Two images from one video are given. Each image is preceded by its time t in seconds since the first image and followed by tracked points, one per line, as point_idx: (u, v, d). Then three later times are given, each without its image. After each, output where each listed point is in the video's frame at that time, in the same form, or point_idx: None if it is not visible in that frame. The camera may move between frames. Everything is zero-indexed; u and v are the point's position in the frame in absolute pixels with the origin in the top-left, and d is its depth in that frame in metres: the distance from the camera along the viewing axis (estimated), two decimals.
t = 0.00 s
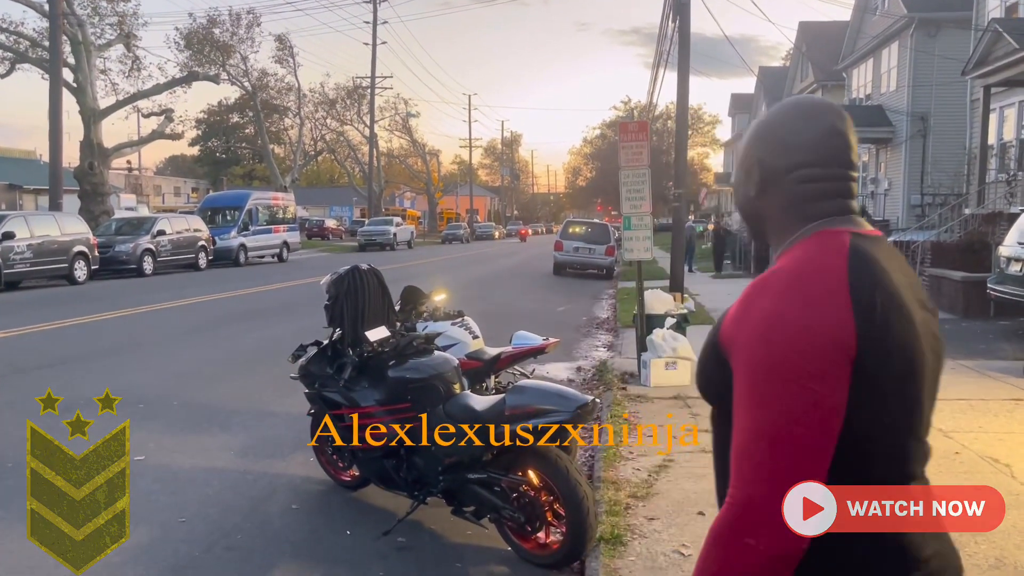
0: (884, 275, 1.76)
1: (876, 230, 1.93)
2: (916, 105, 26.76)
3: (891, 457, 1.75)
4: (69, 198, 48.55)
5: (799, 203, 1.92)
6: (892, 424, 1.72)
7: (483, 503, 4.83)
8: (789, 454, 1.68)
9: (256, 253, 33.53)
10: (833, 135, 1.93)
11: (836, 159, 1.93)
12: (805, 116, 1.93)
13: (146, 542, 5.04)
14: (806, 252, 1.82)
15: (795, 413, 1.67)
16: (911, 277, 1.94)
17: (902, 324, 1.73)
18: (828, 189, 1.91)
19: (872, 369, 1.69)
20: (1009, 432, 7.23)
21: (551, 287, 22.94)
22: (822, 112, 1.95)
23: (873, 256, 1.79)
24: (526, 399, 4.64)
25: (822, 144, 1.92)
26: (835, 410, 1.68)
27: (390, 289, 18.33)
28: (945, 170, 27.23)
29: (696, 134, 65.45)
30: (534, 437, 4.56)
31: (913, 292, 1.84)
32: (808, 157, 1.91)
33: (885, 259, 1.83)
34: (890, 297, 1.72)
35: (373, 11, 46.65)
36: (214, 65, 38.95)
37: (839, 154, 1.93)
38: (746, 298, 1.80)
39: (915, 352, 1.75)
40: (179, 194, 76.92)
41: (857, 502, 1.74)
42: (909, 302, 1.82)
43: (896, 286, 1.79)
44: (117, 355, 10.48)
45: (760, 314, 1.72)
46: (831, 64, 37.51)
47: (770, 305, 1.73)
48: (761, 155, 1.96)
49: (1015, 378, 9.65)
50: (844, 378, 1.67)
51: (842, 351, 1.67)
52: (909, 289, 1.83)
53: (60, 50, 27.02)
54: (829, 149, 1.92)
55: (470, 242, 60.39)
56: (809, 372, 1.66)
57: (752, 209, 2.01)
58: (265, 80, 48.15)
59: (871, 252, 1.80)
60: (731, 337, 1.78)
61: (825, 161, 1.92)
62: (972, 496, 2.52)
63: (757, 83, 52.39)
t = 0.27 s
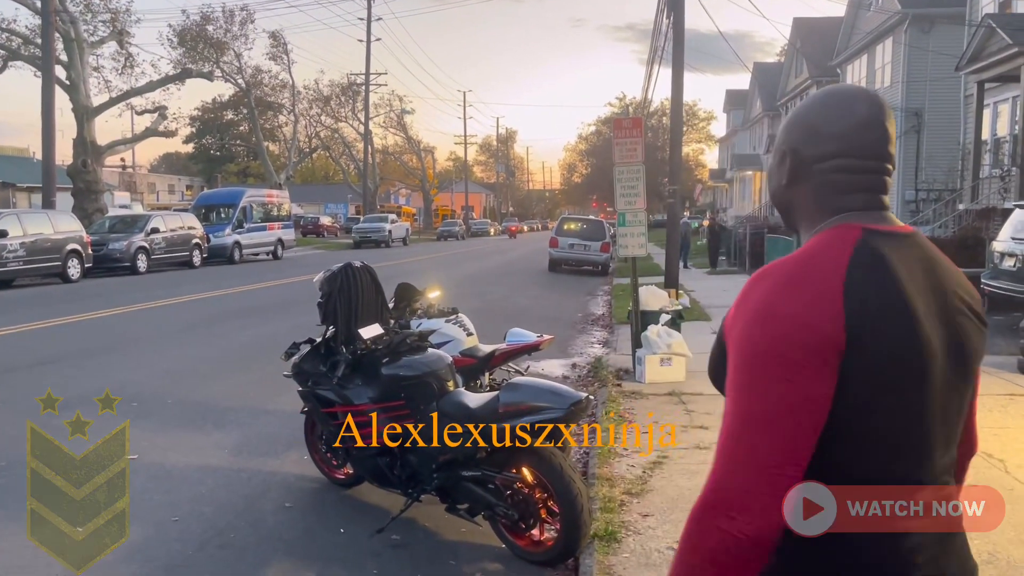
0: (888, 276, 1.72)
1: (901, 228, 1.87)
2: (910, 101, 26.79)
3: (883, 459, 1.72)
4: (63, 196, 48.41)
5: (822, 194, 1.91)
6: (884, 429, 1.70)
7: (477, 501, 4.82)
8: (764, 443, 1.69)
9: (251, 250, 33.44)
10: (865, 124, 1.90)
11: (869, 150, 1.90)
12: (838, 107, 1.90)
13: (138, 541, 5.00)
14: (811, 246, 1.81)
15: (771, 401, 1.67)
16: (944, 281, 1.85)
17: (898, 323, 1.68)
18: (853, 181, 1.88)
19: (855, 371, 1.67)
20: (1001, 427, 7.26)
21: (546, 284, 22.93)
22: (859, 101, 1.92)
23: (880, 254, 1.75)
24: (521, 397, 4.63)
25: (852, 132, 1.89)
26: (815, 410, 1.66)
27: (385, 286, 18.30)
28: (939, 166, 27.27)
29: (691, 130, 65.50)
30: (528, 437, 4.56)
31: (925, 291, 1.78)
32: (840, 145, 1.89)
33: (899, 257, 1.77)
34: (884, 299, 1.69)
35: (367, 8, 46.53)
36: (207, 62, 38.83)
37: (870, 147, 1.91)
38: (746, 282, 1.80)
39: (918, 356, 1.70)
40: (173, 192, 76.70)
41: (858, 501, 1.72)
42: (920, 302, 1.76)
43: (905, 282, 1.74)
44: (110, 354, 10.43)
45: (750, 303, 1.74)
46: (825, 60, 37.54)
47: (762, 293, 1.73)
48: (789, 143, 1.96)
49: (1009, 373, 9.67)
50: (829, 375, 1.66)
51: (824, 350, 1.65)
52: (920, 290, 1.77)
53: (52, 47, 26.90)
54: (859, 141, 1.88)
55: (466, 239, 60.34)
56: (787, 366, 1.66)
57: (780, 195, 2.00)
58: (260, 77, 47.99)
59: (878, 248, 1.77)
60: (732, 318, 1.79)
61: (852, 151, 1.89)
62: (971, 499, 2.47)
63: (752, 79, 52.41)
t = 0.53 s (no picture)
0: (825, 275, 1.77)
1: (864, 227, 1.88)
2: (903, 98, 26.87)
3: (823, 458, 1.75)
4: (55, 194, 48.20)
5: (783, 195, 1.99)
6: (819, 428, 1.74)
7: (470, 500, 4.81)
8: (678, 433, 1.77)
9: (244, 248, 33.36)
10: (829, 122, 1.96)
11: (835, 150, 1.96)
12: (804, 106, 1.98)
13: (130, 540, 4.96)
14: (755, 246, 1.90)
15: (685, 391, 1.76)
16: (917, 283, 1.83)
17: (824, 322, 1.73)
18: (817, 181, 1.95)
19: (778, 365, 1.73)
20: (993, 423, 7.28)
21: (540, 281, 22.93)
22: (826, 102, 1.98)
23: (817, 254, 1.79)
24: (514, 395, 4.62)
25: (813, 133, 1.96)
26: (732, 402, 1.73)
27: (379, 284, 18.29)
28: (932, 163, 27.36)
29: (685, 127, 65.62)
30: (521, 436, 4.56)
31: (882, 294, 1.78)
32: (801, 146, 1.97)
33: (847, 259, 1.80)
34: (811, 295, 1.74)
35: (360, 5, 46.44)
36: (200, 60, 38.71)
37: (836, 148, 1.97)
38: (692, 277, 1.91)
39: (852, 356, 1.73)
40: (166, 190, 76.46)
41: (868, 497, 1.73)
42: (869, 304, 1.76)
43: (846, 282, 1.77)
44: (102, 352, 10.38)
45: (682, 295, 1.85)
46: (818, 57, 37.63)
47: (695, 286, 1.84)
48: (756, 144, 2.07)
49: (1000, 369, 9.71)
50: (746, 368, 1.72)
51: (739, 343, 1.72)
52: (876, 292, 1.78)
53: (44, 45, 26.76)
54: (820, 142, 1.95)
55: (460, 237, 60.32)
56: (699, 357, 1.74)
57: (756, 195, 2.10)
58: (252, 75, 47.83)
59: (821, 247, 1.81)
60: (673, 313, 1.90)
61: (813, 151, 1.96)
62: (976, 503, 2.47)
63: (745, 76, 52.52)
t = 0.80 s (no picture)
0: (735, 274, 1.83)
1: (799, 226, 1.91)
2: (896, 96, 26.94)
3: (743, 455, 1.82)
4: (46, 192, 47.94)
5: (728, 198, 2.06)
6: (739, 425, 1.81)
7: (465, 498, 4.79)
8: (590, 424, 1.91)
9: (237, 247, 33.24)
10: (770, 124, 2.01)
11: (776, 152, 2.01)
12: (746, 110, 2.04)
13: (122, 540, 4.92)
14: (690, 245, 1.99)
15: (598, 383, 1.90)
16: (846, 282, 1.84)
17: (730, 320, 1.80)
18: (756, 183, 2.00)
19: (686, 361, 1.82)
20: (986, 419, 7.32)
21: (534, 279, 22.92)
22: (770, 104, 2.03)
23: (731, 254, 1.87)
24: (508, 393, 4.60)
25: (751, 136, 2.02)
26: (639, 393, 1.86)
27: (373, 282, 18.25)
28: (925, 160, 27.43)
29: (678, 124, 65.79)
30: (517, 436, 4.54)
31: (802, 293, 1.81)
32: (742, 149, 2.03)
33: (767, 259, 1.84)
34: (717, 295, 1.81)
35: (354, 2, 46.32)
36: (192, 57, 38.56)
37: (779, 149, 2.01)
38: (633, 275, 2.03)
39: (761, 355, 1.79)
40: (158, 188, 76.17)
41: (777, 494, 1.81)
42: (783, 305, 1.80)
43: (760, 283, 1.81)
44: (93, 351, 10.33)
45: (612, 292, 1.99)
46: (811, 55, 37.72)
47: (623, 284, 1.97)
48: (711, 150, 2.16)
49: (993, 366, 9.75)
50: (654, 361, 1.84)
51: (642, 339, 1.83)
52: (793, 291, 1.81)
53: (35, 42, 26.60)
54: (757, 146, 2.01)
55: (453, 235, 60.26)
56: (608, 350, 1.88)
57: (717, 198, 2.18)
58: (245, 72, 47.66)
59: (740, 249, 1.87)
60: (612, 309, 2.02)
61: (749, 154, 2.02)
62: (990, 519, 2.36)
63: (738, 74, 52.60)
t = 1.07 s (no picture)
0: (696, 267, 1.88)
1: (769, 225, 1.92)
2: (891, 94, 27.01)
3: (705, 450, 1.88)
4: (41, 191, 47.83)
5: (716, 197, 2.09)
6: (698, 415, 1.87)
7: (463, 496, 4.79)
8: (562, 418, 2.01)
9: (233, 246, 33.19)
10: (752, 126, 2.03)
11: (758, 152, 2.01)
12: (735, 111, 2.06)
13: (119, 539, 4.92)
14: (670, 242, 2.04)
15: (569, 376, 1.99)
16: (808, 282, 1.84)
17: (686, 317, 1.85)
18: (737, 183, 2.01)
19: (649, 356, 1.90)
20: (983, 417, 7.33)
21: (530, 278, 22.92)
22: (756, 104, 2.05)
23: (695, 250, 1.91)
24: (506, 391, 4.60)
25: (735, 136, 2.04)
26: (603, 379, 1.95)
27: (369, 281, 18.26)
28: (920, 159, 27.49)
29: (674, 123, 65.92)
30: (514, 436, 4.54)
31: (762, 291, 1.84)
32: (726, 150, 2.06)
33: (729, 252, 1.88)
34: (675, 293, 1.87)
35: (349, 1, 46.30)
36: (187, 56, 38.50)
37: (764, 149, 2.01)
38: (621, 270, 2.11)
39: (717, 352, 1.83)
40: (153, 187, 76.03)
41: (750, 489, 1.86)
42: (742, 303, 1.83)
43: (721, 280, 1.85)
44: (88, 351, 10.31)
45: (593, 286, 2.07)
46: (806, 53, 37.78)
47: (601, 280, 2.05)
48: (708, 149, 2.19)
49: (988, 363, 9.78)
50: (615, 349, 1.92)
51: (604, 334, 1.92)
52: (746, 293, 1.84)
53: (29, 40, 26.51)
54: (745, 144, 2.03)
55: (449, 233, 60.27)
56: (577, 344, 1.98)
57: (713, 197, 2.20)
58: (241, 71, 47.57)
59: (703, 248, 1.90)
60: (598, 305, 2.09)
61: (732, 156, 2.05)
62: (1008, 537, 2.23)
63: (734, 72, 52.72)
